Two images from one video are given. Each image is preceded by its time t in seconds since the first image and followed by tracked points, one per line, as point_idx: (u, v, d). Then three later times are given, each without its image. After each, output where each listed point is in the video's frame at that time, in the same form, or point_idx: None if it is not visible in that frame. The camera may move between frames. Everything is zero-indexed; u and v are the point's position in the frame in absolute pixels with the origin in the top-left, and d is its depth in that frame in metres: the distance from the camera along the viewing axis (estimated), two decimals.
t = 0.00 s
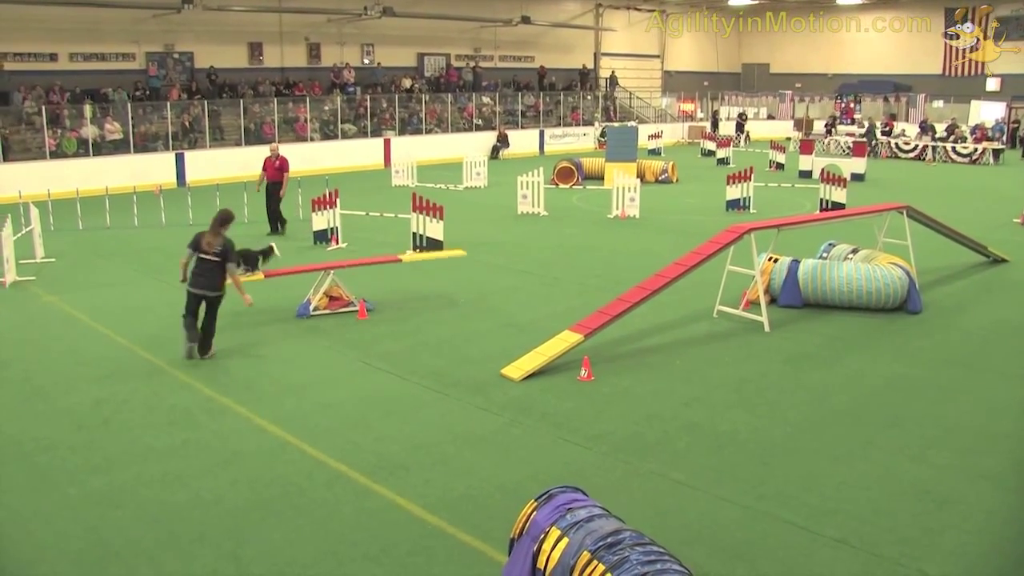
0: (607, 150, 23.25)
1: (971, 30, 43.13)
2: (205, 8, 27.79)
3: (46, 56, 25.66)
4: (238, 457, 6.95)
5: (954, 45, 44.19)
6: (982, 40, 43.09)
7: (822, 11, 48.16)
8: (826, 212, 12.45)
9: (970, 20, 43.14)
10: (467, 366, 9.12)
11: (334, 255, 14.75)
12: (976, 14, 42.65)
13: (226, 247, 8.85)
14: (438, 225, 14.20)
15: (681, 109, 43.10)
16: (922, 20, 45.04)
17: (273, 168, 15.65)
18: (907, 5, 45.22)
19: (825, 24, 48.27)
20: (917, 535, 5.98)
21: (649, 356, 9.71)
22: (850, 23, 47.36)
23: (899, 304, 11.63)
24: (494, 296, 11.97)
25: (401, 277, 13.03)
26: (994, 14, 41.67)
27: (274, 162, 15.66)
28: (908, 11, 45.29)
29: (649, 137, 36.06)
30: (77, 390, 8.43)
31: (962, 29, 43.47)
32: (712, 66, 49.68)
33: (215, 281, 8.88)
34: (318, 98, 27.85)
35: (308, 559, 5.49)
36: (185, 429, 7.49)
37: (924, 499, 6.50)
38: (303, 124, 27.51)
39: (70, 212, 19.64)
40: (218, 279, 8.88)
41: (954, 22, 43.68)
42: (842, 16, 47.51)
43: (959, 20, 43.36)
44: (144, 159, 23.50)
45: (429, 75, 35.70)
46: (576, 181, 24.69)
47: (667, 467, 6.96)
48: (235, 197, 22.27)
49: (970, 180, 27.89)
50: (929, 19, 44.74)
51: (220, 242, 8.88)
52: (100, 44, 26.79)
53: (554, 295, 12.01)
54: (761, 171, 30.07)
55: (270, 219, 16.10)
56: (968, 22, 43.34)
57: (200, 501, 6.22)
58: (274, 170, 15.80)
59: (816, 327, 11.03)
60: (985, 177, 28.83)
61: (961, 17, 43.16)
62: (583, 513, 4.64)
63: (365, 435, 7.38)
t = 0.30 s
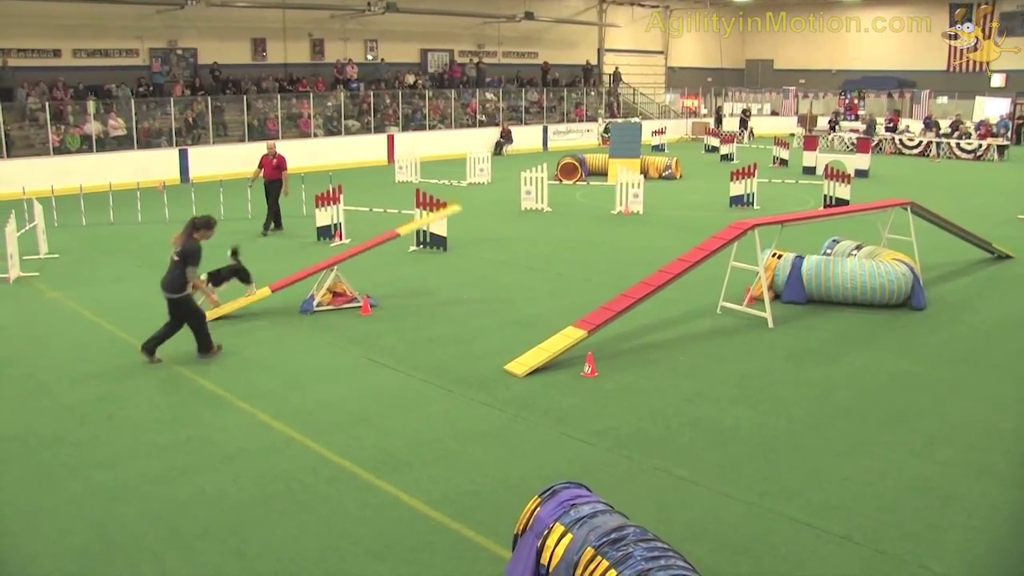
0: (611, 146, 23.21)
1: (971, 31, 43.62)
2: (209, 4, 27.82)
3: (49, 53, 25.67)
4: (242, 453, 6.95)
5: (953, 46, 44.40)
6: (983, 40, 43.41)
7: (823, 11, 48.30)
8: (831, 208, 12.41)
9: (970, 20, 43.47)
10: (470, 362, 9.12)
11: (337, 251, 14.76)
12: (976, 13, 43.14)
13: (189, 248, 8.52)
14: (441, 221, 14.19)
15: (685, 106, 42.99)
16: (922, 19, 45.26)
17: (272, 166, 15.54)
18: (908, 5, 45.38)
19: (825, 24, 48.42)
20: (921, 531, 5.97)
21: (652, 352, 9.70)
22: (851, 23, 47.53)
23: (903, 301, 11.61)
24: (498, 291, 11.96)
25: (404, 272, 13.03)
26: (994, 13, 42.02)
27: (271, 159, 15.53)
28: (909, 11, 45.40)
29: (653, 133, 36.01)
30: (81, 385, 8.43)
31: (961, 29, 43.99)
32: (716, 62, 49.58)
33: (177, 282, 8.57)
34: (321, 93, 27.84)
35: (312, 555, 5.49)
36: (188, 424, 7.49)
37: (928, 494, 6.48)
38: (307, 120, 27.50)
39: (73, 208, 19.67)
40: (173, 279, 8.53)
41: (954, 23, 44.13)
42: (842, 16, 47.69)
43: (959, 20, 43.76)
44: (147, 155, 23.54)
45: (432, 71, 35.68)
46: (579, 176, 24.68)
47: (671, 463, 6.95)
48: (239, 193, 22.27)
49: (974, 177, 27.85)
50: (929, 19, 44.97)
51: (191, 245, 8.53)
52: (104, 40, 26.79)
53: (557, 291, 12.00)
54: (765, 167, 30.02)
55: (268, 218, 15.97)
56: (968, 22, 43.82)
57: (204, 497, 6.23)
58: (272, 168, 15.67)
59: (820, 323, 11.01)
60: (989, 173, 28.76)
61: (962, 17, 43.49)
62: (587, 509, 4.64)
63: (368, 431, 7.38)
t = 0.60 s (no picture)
0: (614, 141, 23.18)
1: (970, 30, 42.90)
2: None
3: (51, 48, 25.66)
4: (245, 448, 6.95)
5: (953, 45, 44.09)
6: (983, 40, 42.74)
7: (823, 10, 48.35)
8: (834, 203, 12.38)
9: (970, 20, 42.87)
10: (474, 357, 9.11)
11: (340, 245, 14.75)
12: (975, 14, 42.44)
13: (169, 254, 8.46)
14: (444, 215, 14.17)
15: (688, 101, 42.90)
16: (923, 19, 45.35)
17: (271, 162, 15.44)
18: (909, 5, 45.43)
19: (825, 24, 48.48)
20: (925, 526, 5.95)
21: (656, 347, 9.69)
22: (851, 23, 47.56)
23: (906, 296, 11.58)
24: (501, 286, 11.95)
25: (408, 267, 13.02)
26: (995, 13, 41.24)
27: (271, 155, 15.40)
28: (909, 12, 45.59)
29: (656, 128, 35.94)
30: (84, 380, 8.44)
31: (961, 29, 43.35)
32: (719, 57, 49.50)
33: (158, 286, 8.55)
34: (324, 89, 27.81)
35: (316, 549, 5.49)
36: (192, 419, 7.49)
37: (931, 489, 6.47)
38: (309, 116, 27.49)
39: (76, 203, 19.69)
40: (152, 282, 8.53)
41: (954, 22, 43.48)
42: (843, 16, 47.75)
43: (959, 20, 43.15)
44: (150, 151, 23.52)
45: (435, 66, 35.64)
46: (583, 171, 24.65)
47: (675, 458, 6.94)
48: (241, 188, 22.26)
49: (978, 171, 27.78)
50: (929, 19, 45.12)
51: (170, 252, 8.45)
52: (106, 36, 26.77)
53: (560, 286, 11.99)
54: (768, 162, 29.95)
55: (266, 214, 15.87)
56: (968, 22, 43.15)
57: (208, 492, 6.23)
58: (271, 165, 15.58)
59: (823, 318, 10.98)
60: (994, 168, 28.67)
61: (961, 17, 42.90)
62: (590, 504, 4.63)
63: (372, 426, 7.38)
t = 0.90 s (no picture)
0: (618, 131, 23.11)
1: (971, 31, 43.63)
2: None
3: (55, 38, 25.63)
4: (249, 438, 6.95)
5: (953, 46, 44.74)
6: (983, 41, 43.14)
7: (823, 11, 48.44)
8: (840, 193, 12.33)
9: (970, 20, 43.67)
10: (478, 347, 9.10)
11: (344, 236, 14.73)
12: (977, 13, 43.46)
13: (151, 248, 7.88)
14: (448, 205, 14.15)
15: (693, 91, 42.73)
16: (922, 19, 45.51)
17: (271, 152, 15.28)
18: (910, 5, 45.63)
19: (825, 24, 48.56)
20: (930, 517, 5.94)
21: (660, 337, 9.66)
22: (851, 23, 47.64)
23: (912, 286, 11.54)
24: (506, 276, 11.94)
25: (411, 256, 13.01)
26: (997, 12, 42.13)
27: (271, 145, 15.17)
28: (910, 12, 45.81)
29: (660, 118, 35.85)
30: (88, 371, 8.43)
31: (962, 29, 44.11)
32: (724, 48, 49.36)
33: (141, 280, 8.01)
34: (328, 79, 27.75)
35: (320, 539, 5.49)
36: (195, 409, 7.49)
37: (936, 480, 6.46)
38: (314, 106, 27.43)
39: (80, 193, 19.68)
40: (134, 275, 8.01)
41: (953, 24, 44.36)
42: (843, 16, 47.85)
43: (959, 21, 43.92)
44: (154, 141, 23.53)
45: (439, 56, 35.57)
46: (587, 162, 24.60)
47: (679, 448, 6.92)
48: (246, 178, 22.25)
49: (983, 162, 27.73)
50: (929, 18, 45.24)
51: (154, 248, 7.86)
52: (110, 26, 26.71)
53: (565, 275, 11.98)
54: (772, 153, 29.85)
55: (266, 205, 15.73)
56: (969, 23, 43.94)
57: (212, 482, 6.23)
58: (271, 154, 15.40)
59: (829, 308, 10.95)
60: (999, 158, 28.56)
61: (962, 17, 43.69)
62: (595, 493, 4.62)
63: (376, 416, 7.37)
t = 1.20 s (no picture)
0: (623, 119, 23.03)
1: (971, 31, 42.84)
2: None
3: (58, 27, 25.61)
4: (254, 426, 6.95)
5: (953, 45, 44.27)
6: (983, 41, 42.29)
7: (822, 12, 48.49)
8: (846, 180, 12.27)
9: (970, 20, 42.99)
10: (482, 335, 9.09)
11: (348, 224, 14.72)
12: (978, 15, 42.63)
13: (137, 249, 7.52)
14: (453, 193, 14.12)
15: (697, 79, 42.51)
16: (923, 20, 45.41)
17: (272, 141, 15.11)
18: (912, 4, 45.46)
19: (825, 25, 48.55)
20: (935, 505, 5.92)
21: (664, 325, 9.64)
22: (851, 23, 47.69)
23: (917, 275, 11.50)
24: (510, 264, 11.91)
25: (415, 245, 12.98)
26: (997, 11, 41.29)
27: (271, 134, 15.01)
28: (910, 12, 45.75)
29: (665, 106, 35.71)
30: (92, 359, 8.44)
31: (962, 29, 43.42)
32: (729, 35, 49.09)
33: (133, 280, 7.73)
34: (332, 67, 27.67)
35: (324, 527, 5.49)
36: (200, 397, 7.49)
37: (941, 468, 6.44)
38: (317, 95, 27.34)
39: (84, 182, 19.68)
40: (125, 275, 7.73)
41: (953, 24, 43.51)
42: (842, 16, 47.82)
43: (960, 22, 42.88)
44: (158, 129, 23.49)
45: (443, 44, 35.41)
46: (591, 150, 24.53)
47: (684, 436, 6.91)
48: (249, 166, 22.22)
49: (989, 150, 27.60)
50: (929, 20, 45.15)
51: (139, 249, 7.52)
52: (112, 14, 26.66)
53: (569, 263, 11.94)
54: (777, 141, 29.74)
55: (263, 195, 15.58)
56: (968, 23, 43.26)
57: (216, 469, 6.24)
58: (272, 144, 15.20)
59: (834, 297, 10.91)
60: (1006, 147, 28.41)
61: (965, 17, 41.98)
62: (600, 481, 4.61)
63: (380, 404, 7.37)
